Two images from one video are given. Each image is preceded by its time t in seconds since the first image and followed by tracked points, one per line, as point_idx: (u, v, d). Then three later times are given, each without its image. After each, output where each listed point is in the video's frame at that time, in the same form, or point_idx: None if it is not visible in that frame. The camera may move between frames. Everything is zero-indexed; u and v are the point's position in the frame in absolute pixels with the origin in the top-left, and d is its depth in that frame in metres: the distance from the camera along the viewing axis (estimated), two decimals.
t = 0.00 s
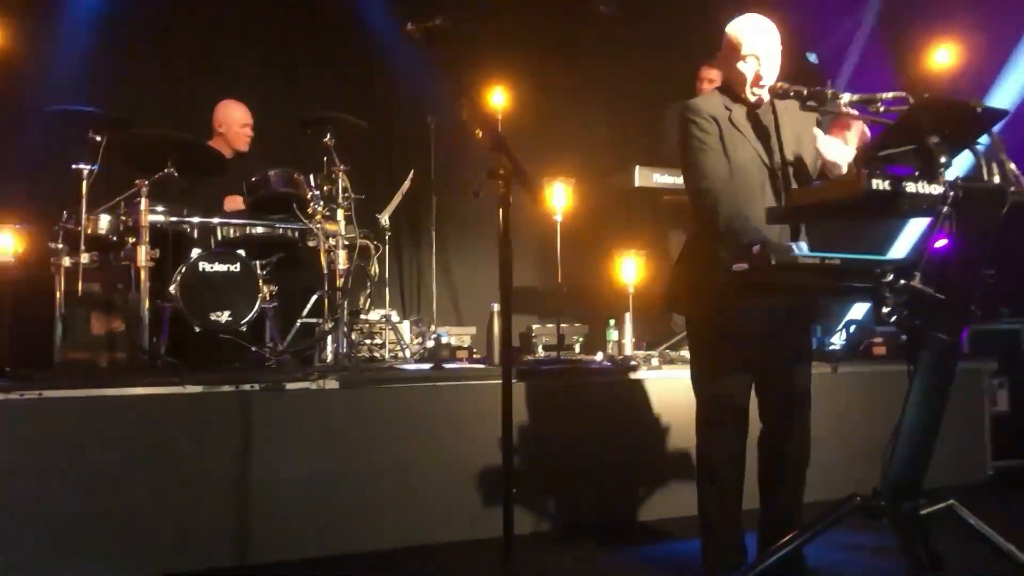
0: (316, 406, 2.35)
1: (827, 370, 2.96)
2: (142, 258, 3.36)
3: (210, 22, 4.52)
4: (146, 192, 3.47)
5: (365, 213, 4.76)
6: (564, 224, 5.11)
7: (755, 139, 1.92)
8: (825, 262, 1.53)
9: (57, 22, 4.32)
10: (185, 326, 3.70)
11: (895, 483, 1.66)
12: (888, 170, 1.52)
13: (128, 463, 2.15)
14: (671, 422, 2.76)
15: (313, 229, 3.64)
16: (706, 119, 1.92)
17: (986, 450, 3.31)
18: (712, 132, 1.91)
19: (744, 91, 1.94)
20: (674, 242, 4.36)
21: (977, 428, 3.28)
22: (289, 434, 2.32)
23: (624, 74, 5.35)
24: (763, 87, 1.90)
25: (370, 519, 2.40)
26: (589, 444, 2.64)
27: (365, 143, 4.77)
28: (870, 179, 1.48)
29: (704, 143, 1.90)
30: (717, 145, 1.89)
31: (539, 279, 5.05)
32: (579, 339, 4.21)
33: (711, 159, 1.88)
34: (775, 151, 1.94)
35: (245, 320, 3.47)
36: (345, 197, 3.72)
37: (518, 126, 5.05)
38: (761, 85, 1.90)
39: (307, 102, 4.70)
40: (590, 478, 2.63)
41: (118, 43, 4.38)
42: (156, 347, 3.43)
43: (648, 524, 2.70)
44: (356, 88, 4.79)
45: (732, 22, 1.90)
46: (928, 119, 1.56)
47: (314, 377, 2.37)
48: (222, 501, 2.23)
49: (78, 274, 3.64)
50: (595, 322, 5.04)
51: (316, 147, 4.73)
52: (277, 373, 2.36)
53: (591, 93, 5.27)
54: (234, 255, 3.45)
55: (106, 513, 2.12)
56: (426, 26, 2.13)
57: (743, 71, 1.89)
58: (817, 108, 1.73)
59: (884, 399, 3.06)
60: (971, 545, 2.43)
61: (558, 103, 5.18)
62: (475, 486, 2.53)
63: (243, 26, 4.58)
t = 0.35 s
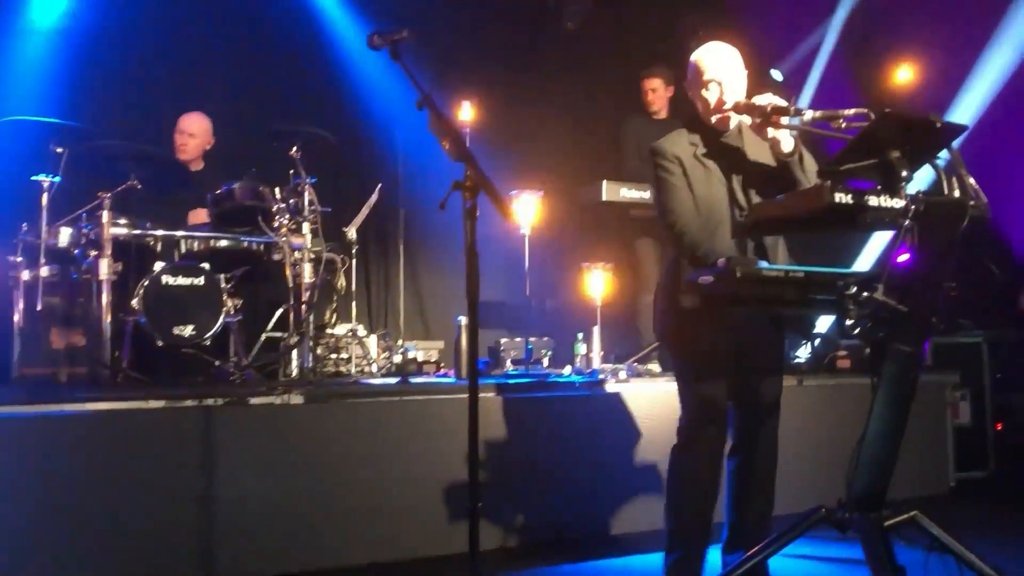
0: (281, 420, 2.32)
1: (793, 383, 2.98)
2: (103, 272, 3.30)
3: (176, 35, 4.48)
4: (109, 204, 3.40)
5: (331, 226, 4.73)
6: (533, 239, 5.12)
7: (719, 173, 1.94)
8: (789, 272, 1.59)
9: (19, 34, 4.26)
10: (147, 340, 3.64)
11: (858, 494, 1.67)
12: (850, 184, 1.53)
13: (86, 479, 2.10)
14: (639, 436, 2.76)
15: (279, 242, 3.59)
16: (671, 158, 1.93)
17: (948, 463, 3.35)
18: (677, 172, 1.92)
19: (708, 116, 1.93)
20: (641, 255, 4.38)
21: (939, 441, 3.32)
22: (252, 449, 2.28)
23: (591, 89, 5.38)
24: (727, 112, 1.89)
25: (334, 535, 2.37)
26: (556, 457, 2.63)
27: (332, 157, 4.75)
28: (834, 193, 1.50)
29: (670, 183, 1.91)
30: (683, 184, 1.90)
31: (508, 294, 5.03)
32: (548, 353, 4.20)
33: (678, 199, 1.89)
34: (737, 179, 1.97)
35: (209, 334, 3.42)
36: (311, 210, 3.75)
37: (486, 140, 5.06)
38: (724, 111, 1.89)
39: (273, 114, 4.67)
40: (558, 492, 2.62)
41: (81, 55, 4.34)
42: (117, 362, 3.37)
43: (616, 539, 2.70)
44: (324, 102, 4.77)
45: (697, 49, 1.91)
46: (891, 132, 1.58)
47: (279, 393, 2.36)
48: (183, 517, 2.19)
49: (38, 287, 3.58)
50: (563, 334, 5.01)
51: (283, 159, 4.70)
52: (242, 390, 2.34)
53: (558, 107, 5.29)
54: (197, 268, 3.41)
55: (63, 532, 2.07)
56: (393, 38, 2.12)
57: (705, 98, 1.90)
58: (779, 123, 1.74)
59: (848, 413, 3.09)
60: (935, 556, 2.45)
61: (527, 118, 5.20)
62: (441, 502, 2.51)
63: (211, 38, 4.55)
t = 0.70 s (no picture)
0: (255, 429, 2.29)
1: (768, 393, 2.98)
2: (73, 279, 3.26)
3: (150, 41, 4.44)
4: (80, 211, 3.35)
5: (307, 234, 4.70)
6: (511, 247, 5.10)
7: (689, 174, 1.91)
8: (766, 280, 1.58)
9: None
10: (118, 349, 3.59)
11: (834, 501, 1.66)
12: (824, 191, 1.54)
13: (54, 490, 2.06)
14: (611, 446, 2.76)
15: (253, 250, 3.56)
16: (639, 160, 1.92)
17: (921, 471, 3.37)
18: (646, 172, 1.90)
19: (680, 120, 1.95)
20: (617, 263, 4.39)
21: (913, 449, 3.34)
22: (225, 459, 2.25)
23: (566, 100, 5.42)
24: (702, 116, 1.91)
25: (309, 546, 2.33)
26: (533, 466, 2.61)
27: (308, 164, 4.71)
28: (808, 201, 1.50)
29: (638, 184, 1.89)
30: (650, 185, 1.89)
31: (484, 303, 5.02)
32: (525, 362, 4.18)
33: (643, 199, 1.88)
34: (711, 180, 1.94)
35: (182, 343, 3.37)
36: (286, 218, 3.70)
37: (463, 148, 5.05)
38: (699, 115, 1.91)
39: (248, 121, 4.63)
40: (535, 501, 2.61)
41: (52, 60, 4.27)
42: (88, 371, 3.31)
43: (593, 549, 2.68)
44: (299, 109, 4.74)
45: (670, 57, 1.90)
46: (864, 141, 1.58)
47: (252, 402, 2.34)
48: (152, 529, 2.15)
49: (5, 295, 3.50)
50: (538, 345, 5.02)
51: (258, 167, 4.66)
52: (215, 399, 2.32)
53: (533, 117, 5.31)
54: (170, 276, 3.37)
55: (29, 544, 2.02)
56: (369, 42, 2.10)
57: (681, 102, 1.90)
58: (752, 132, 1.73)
59: (823, 422, 3.09)
60: (911, 563, 2.46)
61: (503, 127, 5.20)
62: (417, 511, 2.49)
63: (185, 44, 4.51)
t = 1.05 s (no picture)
0: (247, 431, 2.28)
1: (761, 395, 2.98)
2: (65, 281, 3.24)
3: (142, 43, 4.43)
4: (72, 213, 3.34)
5: (299, 237, 4.69)
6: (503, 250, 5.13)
7: (671, 165, 1.83)
8: (760, 285, 1.53)
9: None
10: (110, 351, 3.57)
11: (827, 504, 1.66)
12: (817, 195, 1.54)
13: (45, 493, 2.05)
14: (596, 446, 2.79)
15: (245, 252, 3.52)
16: (627, 143, 1.80)
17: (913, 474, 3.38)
18: (633, 155, 1.79)
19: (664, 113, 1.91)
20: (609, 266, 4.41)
21: (904, 452, 3.34)
22: (217, 462, 2.24)
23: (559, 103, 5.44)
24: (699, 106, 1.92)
25: (301, 549, 2.32)
26: (525, 469, 2.61)
27: (301, 167, 4.70)
28: (803, 204, 1.50)
29: (626, 166, 1.77)
30: (636, 171, 1.77)
31: (476, 305, 5.02)
32: (517, 365, 4.19)
33: (630, 184, 1.75)
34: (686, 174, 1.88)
35: (174, 345, 3.37)
36: (278, 220, 3.74)
37: (455, 151, 5.06)
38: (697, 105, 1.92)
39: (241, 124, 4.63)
40: (527, 504, 2.60)
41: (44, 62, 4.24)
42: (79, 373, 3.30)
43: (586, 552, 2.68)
44: (291, 111, 4.73)
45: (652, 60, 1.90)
46: (857, 145, 1.59)
47: (244, 404, 2.32)
48: (143, 532, 2.14)
49: None
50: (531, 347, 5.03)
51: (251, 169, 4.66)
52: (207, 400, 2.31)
53: (526, 120, 5.31)
54: (163, 278, 3.35)
55: (20, 548, 2.01)
56: (364, 43, 2.10)
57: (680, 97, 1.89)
58: (745, 135, 1.73)
59: (815, 424, 3.10)
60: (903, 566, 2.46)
61: (496, 130, 5.21)
62: (409, 514, 2.48)
63: (177, 45, 4.50)
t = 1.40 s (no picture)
0: (251, 430, 2.28)
1: (765, 395, 2.98)
2: (71, 279, 3.22)
3: (147, 43, 4.44)
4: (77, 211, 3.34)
5: (303, 236, 4.69)
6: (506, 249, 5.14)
7: (676, 166, 1.83)
8: (766, 284, 1.52)
9: None
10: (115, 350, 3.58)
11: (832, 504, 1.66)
12: (825, 193, 1.53)
13: (49, 492, 2.05)
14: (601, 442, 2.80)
15: (251, 250, 3.55)
16: (632, 146, 1.80)
17: (918, 474, 3.36)
18: (638, 158, 1.79)
19: (669, 115, 1.92)
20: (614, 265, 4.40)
21: (909, 453, 3.33)
22: (221, 461, 2.24)
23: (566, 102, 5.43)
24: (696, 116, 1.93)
25: (304, 547, 2.32)
26: (528, 468, 2.61)
27: (305, 166, 4.71)
28: (809, 203, 1.49)
29: (631, 169, 1.77)
30: (642, 174, 1.77)
31: (480, 304, 5.01)
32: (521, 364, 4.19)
33: (637, 187, 1.75)
34: (690, 175, 1.89)
35: (179, 344, 3.37)
36: (284, 218, 3.72)
37: (460, 150, 5.05)
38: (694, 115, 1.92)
39: (246, 123, 4.63)
40: (531, 503, 2.60)
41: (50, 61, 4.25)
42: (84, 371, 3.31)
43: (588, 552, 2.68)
44: (295, 111, 4.74)
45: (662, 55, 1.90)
46: (863, 143, 1.59)
47: (250, 403, 2.31)
48: (148, 531, 2.14)
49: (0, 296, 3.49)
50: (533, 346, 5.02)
51: (255, 168, 4.66)
52: (212, 398, 2.29)
53: (532, 119, 5.30)
54: (167, 277, 3.36)
55: (24, 546, 2.01)
56: (369, 43, 2.14)
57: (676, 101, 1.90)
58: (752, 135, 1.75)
59: (821, 425, 3.09)
60: (908, 565, 2.46)
61: (501, 129, 5.20)
62: (412, 513, 2.48)
63: (183, 45, 4.51)
